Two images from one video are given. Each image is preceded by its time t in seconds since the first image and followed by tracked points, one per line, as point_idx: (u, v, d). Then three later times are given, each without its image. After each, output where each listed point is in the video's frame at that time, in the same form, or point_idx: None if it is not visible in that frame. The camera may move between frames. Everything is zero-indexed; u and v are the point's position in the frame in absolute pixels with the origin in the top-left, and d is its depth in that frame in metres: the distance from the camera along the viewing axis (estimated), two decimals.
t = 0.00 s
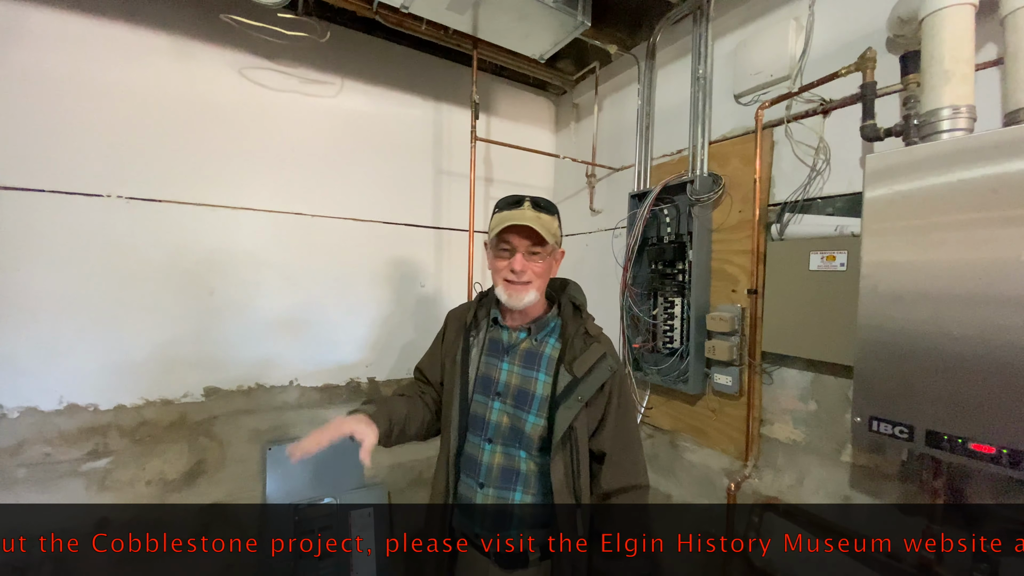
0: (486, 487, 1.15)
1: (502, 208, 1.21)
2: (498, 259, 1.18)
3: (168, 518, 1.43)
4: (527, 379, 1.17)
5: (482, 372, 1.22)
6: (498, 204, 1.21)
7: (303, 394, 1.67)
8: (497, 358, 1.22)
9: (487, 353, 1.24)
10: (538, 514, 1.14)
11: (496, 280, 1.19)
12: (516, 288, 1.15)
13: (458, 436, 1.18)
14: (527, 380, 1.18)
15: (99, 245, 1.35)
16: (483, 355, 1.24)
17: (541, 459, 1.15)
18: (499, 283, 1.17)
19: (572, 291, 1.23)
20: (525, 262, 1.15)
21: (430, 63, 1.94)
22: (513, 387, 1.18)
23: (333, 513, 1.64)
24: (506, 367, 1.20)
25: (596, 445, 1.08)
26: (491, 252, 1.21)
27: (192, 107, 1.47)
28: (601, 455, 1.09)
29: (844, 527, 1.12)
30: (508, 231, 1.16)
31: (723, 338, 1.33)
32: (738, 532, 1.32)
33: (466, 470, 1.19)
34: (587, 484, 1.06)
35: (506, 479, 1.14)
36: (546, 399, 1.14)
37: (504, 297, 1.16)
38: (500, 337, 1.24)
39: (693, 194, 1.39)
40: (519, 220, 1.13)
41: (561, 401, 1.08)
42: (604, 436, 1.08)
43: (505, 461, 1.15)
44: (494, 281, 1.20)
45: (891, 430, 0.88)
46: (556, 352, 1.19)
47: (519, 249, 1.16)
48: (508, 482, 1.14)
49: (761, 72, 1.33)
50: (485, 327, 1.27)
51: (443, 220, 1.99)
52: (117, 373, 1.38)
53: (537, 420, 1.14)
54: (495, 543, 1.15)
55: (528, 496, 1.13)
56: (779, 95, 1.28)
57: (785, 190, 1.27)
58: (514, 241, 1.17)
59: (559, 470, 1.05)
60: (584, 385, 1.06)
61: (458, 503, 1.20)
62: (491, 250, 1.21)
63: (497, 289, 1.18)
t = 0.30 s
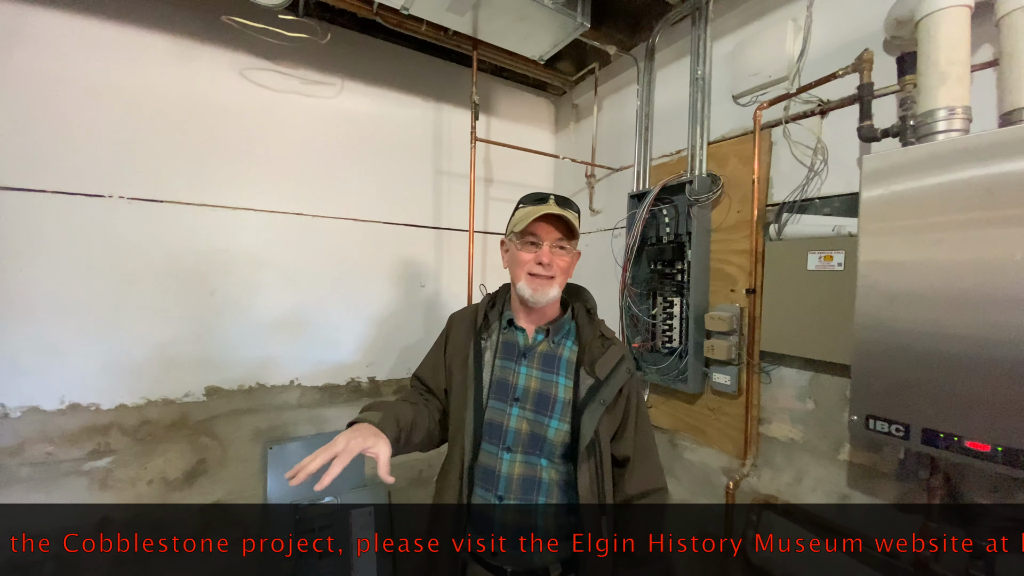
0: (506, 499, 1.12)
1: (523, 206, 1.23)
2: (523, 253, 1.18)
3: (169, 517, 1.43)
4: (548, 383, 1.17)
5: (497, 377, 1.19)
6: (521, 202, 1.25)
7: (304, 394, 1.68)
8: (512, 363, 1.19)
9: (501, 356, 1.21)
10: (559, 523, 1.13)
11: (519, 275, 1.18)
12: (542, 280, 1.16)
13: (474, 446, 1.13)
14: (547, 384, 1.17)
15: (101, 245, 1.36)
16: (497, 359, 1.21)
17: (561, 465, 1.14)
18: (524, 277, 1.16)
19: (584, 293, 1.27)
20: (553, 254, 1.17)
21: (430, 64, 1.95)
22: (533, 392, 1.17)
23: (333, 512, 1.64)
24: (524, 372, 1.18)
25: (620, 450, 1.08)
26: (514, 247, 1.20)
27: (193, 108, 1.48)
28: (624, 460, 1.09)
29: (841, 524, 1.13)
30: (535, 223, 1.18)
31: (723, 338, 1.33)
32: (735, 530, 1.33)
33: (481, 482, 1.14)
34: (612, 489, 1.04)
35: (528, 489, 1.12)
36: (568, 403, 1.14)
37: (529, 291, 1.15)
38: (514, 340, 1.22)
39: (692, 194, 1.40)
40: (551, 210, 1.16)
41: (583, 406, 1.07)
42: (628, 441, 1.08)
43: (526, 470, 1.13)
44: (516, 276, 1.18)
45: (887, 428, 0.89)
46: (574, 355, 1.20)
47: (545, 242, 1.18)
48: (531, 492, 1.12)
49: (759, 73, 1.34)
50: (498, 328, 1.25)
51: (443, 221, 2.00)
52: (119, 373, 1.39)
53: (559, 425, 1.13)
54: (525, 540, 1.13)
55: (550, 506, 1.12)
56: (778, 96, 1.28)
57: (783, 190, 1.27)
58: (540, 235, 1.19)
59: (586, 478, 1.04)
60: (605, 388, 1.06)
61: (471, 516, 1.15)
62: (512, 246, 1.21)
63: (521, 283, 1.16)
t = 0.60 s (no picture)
0: (518, 503, 1.13)
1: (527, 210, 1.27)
2: (531, 255, 1.20)
3: (168, 516, 1.45)
4: (556, 384, 1.20)
5: (503, 380, 1.19)
6: (527, 205, 1.28)
7: (303, 393, 1.69)
8: (519, 365, 1.20)
9: (506, 359, 1.21)
10: (569, 523, 1.16)
11: (527, 277, 1.19)
12: (550, 281, 1.19)
13: (484, 450, 1.13)
14: (554, 386, 1.20)
15: (101, 246, 1.37)
16: (501, 362, 1.21)
17: (570, 465, 1.18)
18: (532, 278, 1.18)
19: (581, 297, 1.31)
20: (560, 255, 1.20)
21: (428, 66, 1.96)
22: (541, 394, 1.18)
23: (332, 511, 1.65)
24: (531, 375, 1.20)
25: (624, 447, 1.15)
26: (521, 249, 1.22)
27: (192, 111, 1.49)
28: (628, 457, 1.16)
29: (833, 521, 1.15)
30: (543, 225, 1.21)
31: (716, 337, 1.34)
32: (729, 528, 1.35)
33: (490, 487, 1.14)
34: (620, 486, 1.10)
35: (539, 491, 1.14)
36: (576, 403, 1.18)
37: (538, 292, 1.17)
38: (519, 342, 1.23)
39: (686, 196, 1.41)
40: (559, 212, 1.20)
41: (591, 407, 1.12)
42: (632, 439, 1.15)
43: (536, 472, 1.15)
44: (523, 278, 1.20)
45: (876, 426, 0.91)
46: (578, 355, 1.24)
47: (552, 243, 1.21)
48: (541, 494, 1.14)
49: (752, 75, 1.35)
50: (499, 330, 1.26)
51: (441, 222, 2.01)
52: (118, 373, 1.40)
53: (568, 426, 1.17)
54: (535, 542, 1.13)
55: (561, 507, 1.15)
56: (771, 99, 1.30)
57: (776, 191, 1.28)
58: (547, 237, 1.22)
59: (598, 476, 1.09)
60: (612, 387, 1.11)
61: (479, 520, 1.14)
62: (519, 248, 1.23)
63: (527, 285, 1.19)
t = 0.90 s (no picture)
0: (506, 497, 1.15)
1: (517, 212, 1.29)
2: (523, 258, 1.21)
3: (167, 514, 1.46)
4: (542, 382, 1.22)
5: (492, 378, 1.20)
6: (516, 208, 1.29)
7: (301, 393, 1.70)
8: (506, 364, 1.22)
9: (494, 358, 1.22)
10: (555, 515, 1.20)
11: (518, 280, 1.21)
12: (541, 285, 1.21)
13: (474, 447, 1.13)
14: (542, 383, 1.23)
15: (100, 247, 1.38)
16: (489, 361, 1.22)
17: (556, 459, 1.22)
18: (525, 282, 1.20)
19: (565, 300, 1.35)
20: (551, 259, 1.22)
21: (425, 68, 1.98)
22: (529, 391, 1.21)
23: (329, 509, 1.67)
24: (519, 372, 1.22)
25: (606, 439, 1.21)
26: (513, 252, 1.21)
27: (192, 113, 1.51)
28: (611, 449, 1.22)
29: (823, 519, 1.16)
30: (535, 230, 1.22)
31: (709, 337, 1.36)
32: (721, 525, 1.37)
33: (479, 483, 1.15)
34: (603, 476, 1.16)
35: (527, 485, 1.16)
36: (562, 400, 1.22)
37: (530, 295, 1.19)
38: (506, 341, 1.25)
39: (679, 197, 1.43)
40: (550, 217, 1.22)
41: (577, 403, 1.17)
42: (613, 431, 1.21)
43: (524, 466, 1.17)
44: (515, 280, 1.21)
45: (861, 425, 0.92)
46: (563, 353, 1.27)
47: (543, 247, 1.22)
48: (529, 487, 1.17)
49: (745, 78, 1.37)
50: (486, 329, 1.26)
51: (438, 222, 2.03)
52: (117, 372, 1.42)
53: (555, 421, 1.21)
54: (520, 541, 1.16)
55: (548, 499, 1.18)
56: (762, 101, 1.32)
57: (768, 193, 1.30)
58: (539, 241, 1.23)
59: (584, 468, 1.13)
60: (595, 384, 1.17)
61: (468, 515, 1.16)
62: (509, 251, 1.23)
63: (520, 288, 1.20)
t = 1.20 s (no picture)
0: (486, 483, 1.22)
1: (490, 214, 1.35)
2: (498, 256, 1.27)
3: (166, 513, 1.47)
4: (518, 375, 1.30)
5: (470, 373, 1.26)
6: (489, 209, 1.36)
7: (298, 393, 1.72)
8: (483, 359, 1.28)
9: (472, 354, 1.29)
10: (532, 499, 1.27)
11: (494, 277, 1.27)
12: (517, 280, 1.27)
13: (455, 437, 1.20)
14: (517, 376, 1.30)
15: (99, 249, 1.40)
16: (468, 357, 1.28)
17: (531, 446, 1.30)
18: (501, 277, 1.26)
19: (538, 295, 1.41)
20: (524, 256, 1.29)
21: (423, 71, 1.99)
22: (505, 384, 1.28)
23: (327, 509, 1.67)
24: (496, 366, 1.29)
25: (575, 425, 1.30)
26: (487, 251, 1.29)
27: (191, 116, 1.52)
28: (578, 433, 1.31)
29: (816, 517, 1.18)
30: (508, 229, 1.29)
31: (702, 338, 1.38)
32: (715, 523, 1.39)
33: (461, 470, 1.22)
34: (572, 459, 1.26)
35: (504, 471, 1.24)
36: (536, 391, 1.30)
37: (507, 290, 1.25)
38: (483, 338, 1.31)
39: (673, 200, 1.44)
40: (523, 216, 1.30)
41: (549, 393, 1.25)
42: (580, 417, 1.30)
43: (502, 453, 1.25)
44: (493, 277, 1.27)
45: (850, 423, 0.94)
46: (536, 347, 1.34)
47: (516, 245, 1.30)
48: (507, 473, 1.24)
49: (738, 82, 1.39)
50: (463, 327, 1.32)
51: (436, 223, 2.04)
52: (117, 372, 1.43)
53: (530, 411, 1.28)
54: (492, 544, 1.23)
55: (524, 483, 1.26)
56: (755, 105, 1.34)
57: (761, 196, 1.32)
58: (512, 240, 1.30)
59: (555, 452, 1.23)
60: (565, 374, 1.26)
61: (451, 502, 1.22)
62: (484, 250, 1.30)
63: (496, 285, 1.26)
